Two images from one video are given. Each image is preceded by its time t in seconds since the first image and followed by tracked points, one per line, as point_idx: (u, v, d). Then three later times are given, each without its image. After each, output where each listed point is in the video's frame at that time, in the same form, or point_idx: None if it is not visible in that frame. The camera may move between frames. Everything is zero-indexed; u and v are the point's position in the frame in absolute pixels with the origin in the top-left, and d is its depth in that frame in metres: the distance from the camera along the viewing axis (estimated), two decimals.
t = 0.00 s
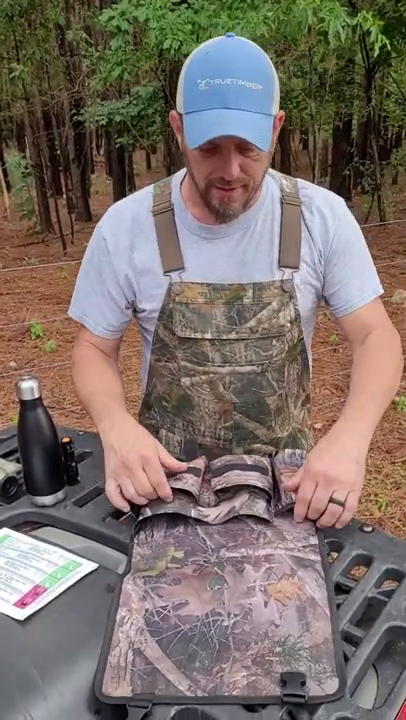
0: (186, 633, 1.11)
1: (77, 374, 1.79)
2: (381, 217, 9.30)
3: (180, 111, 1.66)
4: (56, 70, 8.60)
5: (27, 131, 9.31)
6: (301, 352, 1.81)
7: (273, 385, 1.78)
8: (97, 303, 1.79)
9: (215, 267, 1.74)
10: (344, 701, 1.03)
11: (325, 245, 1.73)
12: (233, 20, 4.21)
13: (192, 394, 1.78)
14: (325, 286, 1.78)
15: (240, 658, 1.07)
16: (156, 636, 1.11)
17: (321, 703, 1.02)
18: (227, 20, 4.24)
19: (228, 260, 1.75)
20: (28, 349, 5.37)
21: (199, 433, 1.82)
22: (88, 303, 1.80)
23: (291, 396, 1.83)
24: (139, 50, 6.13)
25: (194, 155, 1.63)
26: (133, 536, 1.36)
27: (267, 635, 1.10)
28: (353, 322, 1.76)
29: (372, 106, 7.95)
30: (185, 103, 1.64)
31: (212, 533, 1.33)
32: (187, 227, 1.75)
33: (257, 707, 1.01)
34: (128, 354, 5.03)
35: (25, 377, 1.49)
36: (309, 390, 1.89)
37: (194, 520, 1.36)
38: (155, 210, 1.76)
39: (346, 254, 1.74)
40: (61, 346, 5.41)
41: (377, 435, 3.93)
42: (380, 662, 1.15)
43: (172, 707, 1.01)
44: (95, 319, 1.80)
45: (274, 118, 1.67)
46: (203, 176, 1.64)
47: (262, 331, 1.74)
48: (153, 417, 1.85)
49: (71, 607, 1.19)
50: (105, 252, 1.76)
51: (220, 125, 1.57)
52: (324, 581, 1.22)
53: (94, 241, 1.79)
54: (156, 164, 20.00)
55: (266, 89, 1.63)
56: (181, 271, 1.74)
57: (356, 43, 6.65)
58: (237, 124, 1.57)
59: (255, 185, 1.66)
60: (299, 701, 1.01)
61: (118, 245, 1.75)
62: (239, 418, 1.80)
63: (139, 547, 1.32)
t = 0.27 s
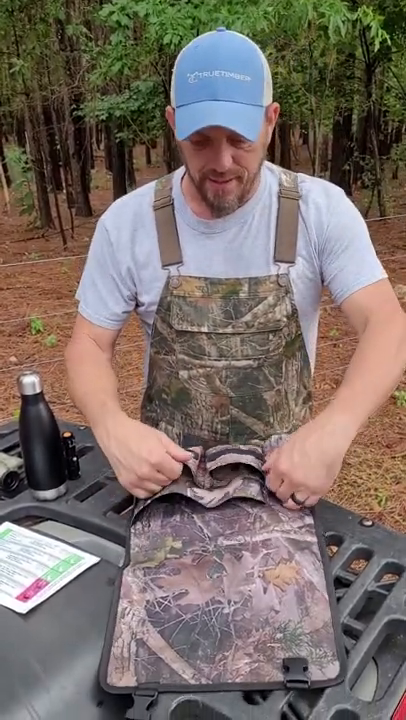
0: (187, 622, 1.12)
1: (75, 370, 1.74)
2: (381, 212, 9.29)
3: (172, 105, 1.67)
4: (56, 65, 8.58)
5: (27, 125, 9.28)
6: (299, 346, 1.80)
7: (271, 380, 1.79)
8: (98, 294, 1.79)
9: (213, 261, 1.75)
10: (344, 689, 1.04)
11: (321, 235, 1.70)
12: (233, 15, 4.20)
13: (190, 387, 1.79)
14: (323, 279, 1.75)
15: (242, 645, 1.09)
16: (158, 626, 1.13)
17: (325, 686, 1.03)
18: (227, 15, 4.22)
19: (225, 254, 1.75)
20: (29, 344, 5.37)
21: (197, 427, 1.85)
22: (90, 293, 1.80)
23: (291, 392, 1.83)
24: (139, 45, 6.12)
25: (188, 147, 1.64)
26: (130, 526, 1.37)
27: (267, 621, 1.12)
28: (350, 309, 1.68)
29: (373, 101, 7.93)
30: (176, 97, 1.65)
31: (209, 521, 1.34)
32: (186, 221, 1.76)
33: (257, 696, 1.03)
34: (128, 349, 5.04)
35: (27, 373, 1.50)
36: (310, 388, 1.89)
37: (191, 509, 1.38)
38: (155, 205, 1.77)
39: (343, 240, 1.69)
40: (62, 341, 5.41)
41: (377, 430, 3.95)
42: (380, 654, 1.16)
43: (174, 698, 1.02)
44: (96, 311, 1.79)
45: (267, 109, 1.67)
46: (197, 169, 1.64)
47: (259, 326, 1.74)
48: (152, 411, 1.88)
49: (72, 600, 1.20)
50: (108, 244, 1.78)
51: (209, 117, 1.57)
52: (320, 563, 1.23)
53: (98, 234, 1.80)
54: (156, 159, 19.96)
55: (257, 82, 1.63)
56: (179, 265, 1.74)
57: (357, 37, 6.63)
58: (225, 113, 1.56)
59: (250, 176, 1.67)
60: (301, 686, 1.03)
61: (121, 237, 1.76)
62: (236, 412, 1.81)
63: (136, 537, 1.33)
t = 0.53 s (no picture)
0: (189, 618, 1.12)
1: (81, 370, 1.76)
2: (382, 211, 9.28)
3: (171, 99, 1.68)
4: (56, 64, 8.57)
5: (28, 124, 9.28)
6: (300, 345, 1.79)
7: (271, 380, 1.78)
8: (100, 290, 1.80)
9: (213, 259, 1.75)
10: (346, 685, 1.03)
11: (322, 236, 1.70)
12: (234, 13, 4.20)
13: (189, 386, 1.79)
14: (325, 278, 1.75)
15: (244, 640, 1.09)
16: (160, 621, 1.13)
17: (329, 680, 1.04)
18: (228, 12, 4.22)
19: (225, 252, 1.75)
20: (30, 343, 5.37)
21: (197, 426, 1.83)
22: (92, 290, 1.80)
23: (291, 391, 1.82)
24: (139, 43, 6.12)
25: (188, 141, 1.65)
26: (131, 522, 1.37)
27: (269, 616, 1.12)
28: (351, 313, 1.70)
29: (373, 99, 7.92)
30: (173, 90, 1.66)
31: (209, 517, 1.34)
32: (186, 219, 1.76)
33: (258, 692, 1.03)
34: (129, 348, 5.04)
35: (29, 371, 1.50)
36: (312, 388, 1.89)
37: (191, 505, 1.38)
38: (156, 204, 1.77)
39: (344, 239, 1.69)
40: (63, 339, 5.41)
41: (378, 428, 3.94)
42: (381, 652, 1.16)
43: (176, 694, 1.02)
44: (98, 307, 1.80)
45: (266, 103, 1.67)
46: (196, 162, 1.65)
47: (258, 325, 1.72)
48: (154, 410, 1.88)
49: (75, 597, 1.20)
50: (109, 240, 1.78)
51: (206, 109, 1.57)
52: (321, 563, 1.23)
53: (100, 231, 1.81)
54: (157, 158, 19.95)
55: (256, 75, 1.64)
56: (179, 262, 1.74)
57: (358, 35, 6.62)
58: (221, 103, 1.57)
59: (248, 171, 1.67)
60: (303, 678, 1.03)
61: (121, 234, 1.77)
62: (236, 412, 1.80)
63: (137, 533, 1.33)
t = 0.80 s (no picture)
0: (191, 619, 1.12)
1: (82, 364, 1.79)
2: (382, 210, 9.28)
3: (180, 83, 1.70)
4: (56, 63, 8.57)
5: (28, 124, 9.27)
6: (305, 344, 1.79)
7: (276, 379, 1.78)
8: (100, 294, 1.81)
9: (218, 256, 1.75)
10: (348, 686, 1.04)
11: (328, 234, 1.73)
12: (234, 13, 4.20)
13: (194, 387, 1.78)
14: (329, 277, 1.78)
15: (246, 642, 1.09)
16: (162, 623, 1.13)
17: (330, 681, 1.04)
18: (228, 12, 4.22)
19: (230, 249, 1.75)
20: (30, 343, 5.37)
21: (201, 429, 1.83)
22: (93, 293, 1.82)
23: (295, 391, 1.82)
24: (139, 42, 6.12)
25: (196, 118, 1.67)
26: (134, 526, 1.37)
27: (271, 618, 1.12)
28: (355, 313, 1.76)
29: (373, 98, 7.91)
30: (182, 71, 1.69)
31: (213, 521, 1.34)
32: (189, 219, 1.77)
33: (260, 693, 1.03)
34: (130, 348, 5.04)
35: (30, 372, 1.49)
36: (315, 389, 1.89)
37: (194, 508, 1.38)
38: (158, 205, 1.77)
39: (349, 243, 1.74)
40: (63, 339, 5.41)
41: (379, 428, 3.94)
42: (384, 652, 1.16)
43: (178, 695, 1.02)
44: (98, 310, 1.82)
45: (273, 88, 1.71)
46: (205, 139, 1.67)
47: (264, 323, 1.72)
48: (155, 413, 1.88)
49: (77, 598, 1.21)
50: (108, 243, 1.78)
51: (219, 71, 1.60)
52: (324, 566, 1.24)
53: (100, 233, 1.80)
54: (157, 158, 19.95)
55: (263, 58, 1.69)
56: (183, 263, 1.74)
57: (358, 34, 6.62)
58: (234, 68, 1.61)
59: (256, 154, 1.69)
60: (304, 682, 1.03)
61: (120, 238, 1.76)
62: (242, 412, 1.80)
63: (141, 537, 1.33)
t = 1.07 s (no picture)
0: (192, 621, 1.12)
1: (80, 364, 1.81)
2: (383, 209, 9.27)
3: (183, 81, 1.68)
4: (56, 63, 8.57)
5: (27, 124, 9.26)
6: (308, 342, 1.79)
7: (280, 377, 1.78)
8: (99, 295, 1.81)
9: (220, 256, 1.74)
10: (350, 689, 1.03)
11: (328, 232, 1.74)
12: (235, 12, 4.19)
13: (198, 388, 1.79)
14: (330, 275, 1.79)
15: (247, 644, 1.08)
16: (163, 625, 1.12)
17: (332, 684, 1.03)
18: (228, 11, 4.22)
19: (232, 248, 1.75)
20: (30, 343, 5.37)
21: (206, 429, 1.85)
22: (91, 295, 1.81)
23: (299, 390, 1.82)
24: (139, 42, 6.12)
25: (201, 118, 1.65)
26: (135, 529, 1.36)
27: (272, 620, 1.11)
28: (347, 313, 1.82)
29: (374, 97, 7.91)
30: (187, 69, 1.67)
31: (214, 523, 1.34)
32: (190, 219, 1.76)
33: (262, 696, 1.03)
34: (131, 348, 5.03)
35: (30, 372, 1.48)
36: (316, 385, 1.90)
37: (195, 510, 1.38)
38: (157, 205, 1.76)
39: (348, 244, 1.76)
40: (63, 339, 5.41)
41: (380, 428, 3.94)
42: (385, 654, 1.16)
43: (179, 697, 1.02)
44: (96, 312, 1.82)
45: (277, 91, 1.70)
46: (208, 140, 1.65)
47: (268, 321, 1.72)
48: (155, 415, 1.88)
49: (77, 600, 1.20)
50: (107, 245, 1.77)
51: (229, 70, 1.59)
52: (326, 567, 1.23)
53: (98, 235, 1.79)
54: (157, 158, 19.94)
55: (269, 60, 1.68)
56: (185, 262, 1.73)
57: (359, 34, 6.61)
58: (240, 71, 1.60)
59: (258, 156, 1.67)
60: (305, 685, 1.02)
61: (119, 239, 1.76)
62: (246, 411, 1.81)
63: (142, 540, 1.33)
